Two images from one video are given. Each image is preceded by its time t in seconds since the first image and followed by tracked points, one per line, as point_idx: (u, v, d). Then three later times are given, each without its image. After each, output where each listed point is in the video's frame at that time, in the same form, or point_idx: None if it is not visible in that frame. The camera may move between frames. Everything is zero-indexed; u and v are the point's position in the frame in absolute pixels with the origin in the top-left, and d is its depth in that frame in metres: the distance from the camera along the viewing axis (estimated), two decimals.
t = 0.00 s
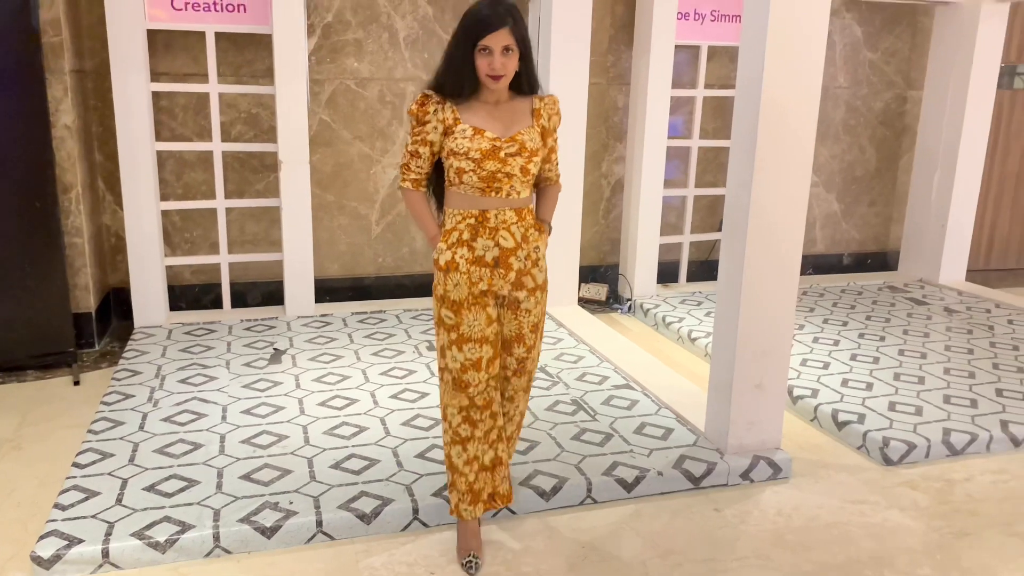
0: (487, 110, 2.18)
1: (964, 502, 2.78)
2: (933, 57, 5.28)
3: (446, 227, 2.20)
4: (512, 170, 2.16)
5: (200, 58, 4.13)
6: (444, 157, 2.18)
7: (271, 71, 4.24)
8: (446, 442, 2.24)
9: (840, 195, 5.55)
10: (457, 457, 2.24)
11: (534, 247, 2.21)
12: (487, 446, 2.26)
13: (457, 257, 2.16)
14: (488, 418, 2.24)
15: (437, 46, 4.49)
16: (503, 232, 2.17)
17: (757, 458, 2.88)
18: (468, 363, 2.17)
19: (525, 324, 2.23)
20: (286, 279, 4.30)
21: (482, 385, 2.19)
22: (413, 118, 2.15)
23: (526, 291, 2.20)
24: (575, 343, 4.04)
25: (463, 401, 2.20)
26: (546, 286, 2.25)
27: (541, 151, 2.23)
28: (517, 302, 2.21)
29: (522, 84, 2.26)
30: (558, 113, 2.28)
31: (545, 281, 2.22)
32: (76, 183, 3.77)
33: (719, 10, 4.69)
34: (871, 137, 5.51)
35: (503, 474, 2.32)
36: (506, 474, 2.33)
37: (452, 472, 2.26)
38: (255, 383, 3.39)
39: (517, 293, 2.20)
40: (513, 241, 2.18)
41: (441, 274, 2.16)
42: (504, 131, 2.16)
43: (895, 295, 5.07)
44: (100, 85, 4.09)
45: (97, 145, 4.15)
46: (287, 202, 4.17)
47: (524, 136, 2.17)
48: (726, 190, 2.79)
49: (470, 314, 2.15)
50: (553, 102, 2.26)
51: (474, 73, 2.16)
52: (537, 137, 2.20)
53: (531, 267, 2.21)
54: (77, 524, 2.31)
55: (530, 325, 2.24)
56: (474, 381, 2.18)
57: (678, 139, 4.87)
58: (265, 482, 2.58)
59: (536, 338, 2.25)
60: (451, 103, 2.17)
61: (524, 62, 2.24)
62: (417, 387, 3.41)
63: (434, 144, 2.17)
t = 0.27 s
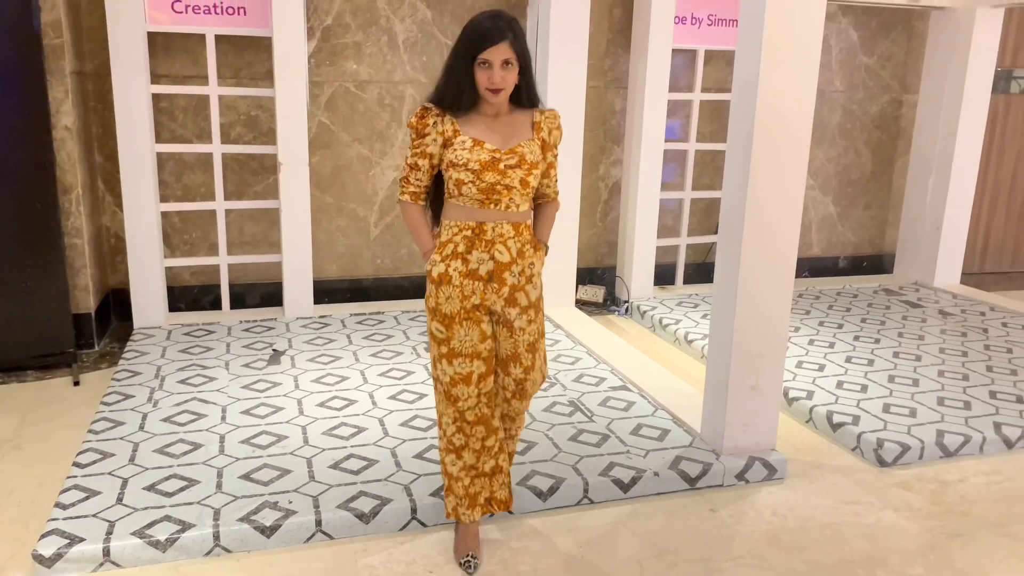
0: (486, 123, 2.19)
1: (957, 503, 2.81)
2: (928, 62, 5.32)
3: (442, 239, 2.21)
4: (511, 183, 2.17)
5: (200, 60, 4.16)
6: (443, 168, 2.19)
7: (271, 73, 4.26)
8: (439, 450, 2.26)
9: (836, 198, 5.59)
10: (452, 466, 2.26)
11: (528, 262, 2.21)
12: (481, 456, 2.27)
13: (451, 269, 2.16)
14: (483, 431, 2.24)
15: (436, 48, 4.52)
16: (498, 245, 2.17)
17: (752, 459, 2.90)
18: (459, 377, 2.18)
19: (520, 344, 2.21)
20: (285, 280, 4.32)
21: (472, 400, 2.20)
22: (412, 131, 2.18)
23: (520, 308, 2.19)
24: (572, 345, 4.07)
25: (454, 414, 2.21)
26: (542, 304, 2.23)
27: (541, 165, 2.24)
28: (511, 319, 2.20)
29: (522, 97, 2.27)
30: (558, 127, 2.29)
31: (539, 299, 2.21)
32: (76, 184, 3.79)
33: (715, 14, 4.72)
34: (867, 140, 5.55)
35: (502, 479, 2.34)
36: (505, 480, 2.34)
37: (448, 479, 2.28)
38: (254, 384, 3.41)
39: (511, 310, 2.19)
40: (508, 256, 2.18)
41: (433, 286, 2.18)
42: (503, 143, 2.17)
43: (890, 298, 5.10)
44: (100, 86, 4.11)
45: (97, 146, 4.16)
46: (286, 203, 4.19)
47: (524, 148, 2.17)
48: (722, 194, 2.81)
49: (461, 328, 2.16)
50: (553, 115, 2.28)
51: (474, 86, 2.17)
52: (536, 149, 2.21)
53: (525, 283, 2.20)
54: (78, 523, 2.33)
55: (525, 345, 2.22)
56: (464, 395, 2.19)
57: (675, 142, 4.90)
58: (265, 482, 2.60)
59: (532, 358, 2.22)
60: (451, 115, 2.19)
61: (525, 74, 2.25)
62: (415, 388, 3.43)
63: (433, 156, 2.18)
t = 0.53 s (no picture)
0: (488, 129, 2.20)
1: (954, 502, 2.83)
2: (926, 63, 5.34)
3: (441, 242, 2.20)
4: (513, 189, 2.17)
5: (200, 60, 4.17)
6: (444, 172, 2.19)
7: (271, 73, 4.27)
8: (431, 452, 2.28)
9: (834, 199, 5.60)
10: (442, 468, 2.27)
11: (528, 268, 2.20)
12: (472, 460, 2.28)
13: (449, 273, 2.16)
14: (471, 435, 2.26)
15: (435, 48, 4.53)
16: (498, 250, 2.17)
17: (750, 458, 2.92)
18: (453, 380, 2.19)
19: (518, 342, 2.20)
20: (284, 280, 4.33)
21: (465, 405, 2.21)
22: (413, 134, 2.17)
23: (518, 313, 2.19)
24: (570, 345, 4.08)
25: (448, 416, 2.22)
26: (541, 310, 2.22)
27: (543, 170, 2.24)
28: (508, 323, 2.19)
29: (524, 102, 2.26)
30: (560, 131, 2.29)
31: (538, 305, 2.20)
32: (76, 183, 3.80)
33: (714, 15, 4.74)
34: (865, 141, 5.57)
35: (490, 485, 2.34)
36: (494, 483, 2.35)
37: (436, 479, 2.29)
38: (253, 383, 3.42)
39: (509, 314, 2.18)
40: (507, 260, 2.17)
41: (431, 288, 2.17)
42: (505, 149, 2.18)
43: (888, 298, 5.12)
44: (100, 86, 4.12)
45: (97, 146, 4.18)
46: (285, 203, 4.21)
47: (526, 154, 2.17)
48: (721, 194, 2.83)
49: (458, 332, 2.16)
50: (555, 118, 2.28)
51: (477, 93, 2.17)
52: (539, 155, 2.21)
53: (524, 288, 2.19)
54: (79, 520, 2.34)
55: (524, 344, 2.20)
56: (458, 399, 2.20)
57: (673, 143, 4.92)
58: (265, 480, 2.61)
59: (532, 359, 2.20)
60: (452, 120, 2.18)
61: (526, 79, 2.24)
62: (414, 387, 3.45)
63: (434, 159, 2.19)
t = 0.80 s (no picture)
0: (490, 124, 2.18)
1: (951, 498, 2.85)
2: (924, 62, 5.35)
3: (444, 239, 2.21)
4: (515, 184, 2.16)
5: (201, 58, 4.18)
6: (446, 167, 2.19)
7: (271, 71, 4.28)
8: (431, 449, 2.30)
9: (833, 197, 5.62)
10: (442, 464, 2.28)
11: (530, 261, 2.19)
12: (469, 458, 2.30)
13: (451, 269, 2.16)
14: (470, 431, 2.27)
15: (435, 47, 4.54)
16: (499, 245, 2.17)
17: (748, 454, 2.93)
18: (456, 376, 2.19)
19: (519, 336, 2.19)
20: (284, 278, 4.35)
21: (466, 401, 2.21)
22: (415, 129, 2.16)
23: (521, 307, 2.18)
24: (570, 342, 4.10)
25: (449, 413, 2.23)
26: (545, 304, 2.21)
27: (547, 165, 2.22)
28: (511, 317, 2.19)
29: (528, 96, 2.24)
30: (565, 124, 2.26)
31: (541, 298, 2.19)
32: (77, 181, 3.81)
33: (713, 14, 4.75)
34: (863, 140, 5.58)
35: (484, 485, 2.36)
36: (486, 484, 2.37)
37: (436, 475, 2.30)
38: (254, 379, 3.44)
39: (512, 308, 2.18)
40: (510, 255, 2.17)
41: (433, 285, 2.18)
42: (507, 144, 2.16)
43: (886, 296, 5.14)
44: (101, 84, 4.13)
45: (98, 144, 4.19)
46: (286, 201, 4.22)
47: (529, 149, 2.16)
48: (720, 192, 2.84)
49: (461, 328, 2.16)
50: (560, 111, 2.26)
51: (481, 91, 2.14)
52: (542, 149, 2.19)
53: (527, 282, 2.19)
54: (81, 516, 2.36)
55: (525, 337, 2.20)
56: (459, 396, 2.20)
57: (673, 141, 4.93)
58: (266, 476, 2.63)
59: (533, 353, 2.20)
60: (455, 115, 2.17)
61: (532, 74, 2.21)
62: (414, 384, 3.47)
63: (436, 154, 2.18)
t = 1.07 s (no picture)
0: (493, 121, 2.17)
1: (948, 493, 2.87)
2: (922, 59, 5.37)
3: (452, 238, 2.22)
4: (519, 182, 2.15)
5: (201, 56, 4.19)
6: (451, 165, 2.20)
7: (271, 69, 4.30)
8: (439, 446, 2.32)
9: (831, 194, 5.64)
10: (448, 462, 2.29)
11: (539, 260, 2.18)
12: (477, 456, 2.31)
13: (459, 268, 2.17)
14: (479, 430, 2.28)
15: (435, 45, 4.55)
16: (507, 244, 2.16)
17: (747, 450, 2.95)
18: (464, 374, 2.21)
19: (528, 338, 2.20)
20: (285, 275, 4.36)
21: (474, 399, 2.22)
22: (420, 127, 2.18)
23: (529, 307, 2.18)
24: (570, 340, 4.12)
25: (456, 411, 2.25)
26: (554, 303, 2.20)
27: (551, 162, 2.21)
28: (520, 316, 2.19)
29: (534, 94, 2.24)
30: (571, 121, 2.25)
31: (550, 298, 2.18)
32: (78, 179, 3.82)
33: (712, 12, 4.77)
34: (862, 137, 5.60)
35: (491, 482, 2.37)
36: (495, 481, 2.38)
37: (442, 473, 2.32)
38: (256, 376, 3.46)
39: (521, 308, 2.18)
40: (517, 254, 2.16)
41: (442, 284, 2.19)
42: (511, 142, 2.15)
43: (884, 293, 5.16)
44: (102, 83, 4.14)
45: (99, 143, 4.20)
46: (286, 199, 4.23)
47: (531, 146, 2.15)
48: (719, 190, 2.86)
49: (468, 327, 2.17)
50: (566, 109, 2.25)
51: (487, 89, 2.15)
52: (546, 146, 2.18)
53: (537, 282, 2.18)
54: (85, 511, 2.38)
55: (535, 341, 2.20)
56: (466, 393, 2.21)
57: (672, 139, 4.95)
58: (268, 472, 2.65)
59: (541, 354, 2.20)
60: (459, 113, 2.18)
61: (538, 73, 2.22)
62: (415, 380, 3.48)
63: (441, 152, 2.19)
